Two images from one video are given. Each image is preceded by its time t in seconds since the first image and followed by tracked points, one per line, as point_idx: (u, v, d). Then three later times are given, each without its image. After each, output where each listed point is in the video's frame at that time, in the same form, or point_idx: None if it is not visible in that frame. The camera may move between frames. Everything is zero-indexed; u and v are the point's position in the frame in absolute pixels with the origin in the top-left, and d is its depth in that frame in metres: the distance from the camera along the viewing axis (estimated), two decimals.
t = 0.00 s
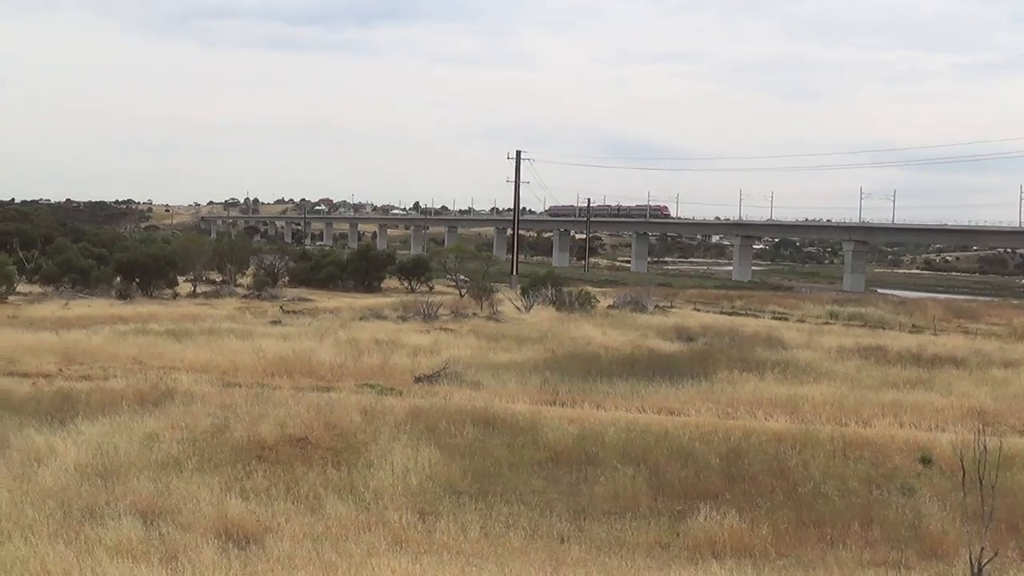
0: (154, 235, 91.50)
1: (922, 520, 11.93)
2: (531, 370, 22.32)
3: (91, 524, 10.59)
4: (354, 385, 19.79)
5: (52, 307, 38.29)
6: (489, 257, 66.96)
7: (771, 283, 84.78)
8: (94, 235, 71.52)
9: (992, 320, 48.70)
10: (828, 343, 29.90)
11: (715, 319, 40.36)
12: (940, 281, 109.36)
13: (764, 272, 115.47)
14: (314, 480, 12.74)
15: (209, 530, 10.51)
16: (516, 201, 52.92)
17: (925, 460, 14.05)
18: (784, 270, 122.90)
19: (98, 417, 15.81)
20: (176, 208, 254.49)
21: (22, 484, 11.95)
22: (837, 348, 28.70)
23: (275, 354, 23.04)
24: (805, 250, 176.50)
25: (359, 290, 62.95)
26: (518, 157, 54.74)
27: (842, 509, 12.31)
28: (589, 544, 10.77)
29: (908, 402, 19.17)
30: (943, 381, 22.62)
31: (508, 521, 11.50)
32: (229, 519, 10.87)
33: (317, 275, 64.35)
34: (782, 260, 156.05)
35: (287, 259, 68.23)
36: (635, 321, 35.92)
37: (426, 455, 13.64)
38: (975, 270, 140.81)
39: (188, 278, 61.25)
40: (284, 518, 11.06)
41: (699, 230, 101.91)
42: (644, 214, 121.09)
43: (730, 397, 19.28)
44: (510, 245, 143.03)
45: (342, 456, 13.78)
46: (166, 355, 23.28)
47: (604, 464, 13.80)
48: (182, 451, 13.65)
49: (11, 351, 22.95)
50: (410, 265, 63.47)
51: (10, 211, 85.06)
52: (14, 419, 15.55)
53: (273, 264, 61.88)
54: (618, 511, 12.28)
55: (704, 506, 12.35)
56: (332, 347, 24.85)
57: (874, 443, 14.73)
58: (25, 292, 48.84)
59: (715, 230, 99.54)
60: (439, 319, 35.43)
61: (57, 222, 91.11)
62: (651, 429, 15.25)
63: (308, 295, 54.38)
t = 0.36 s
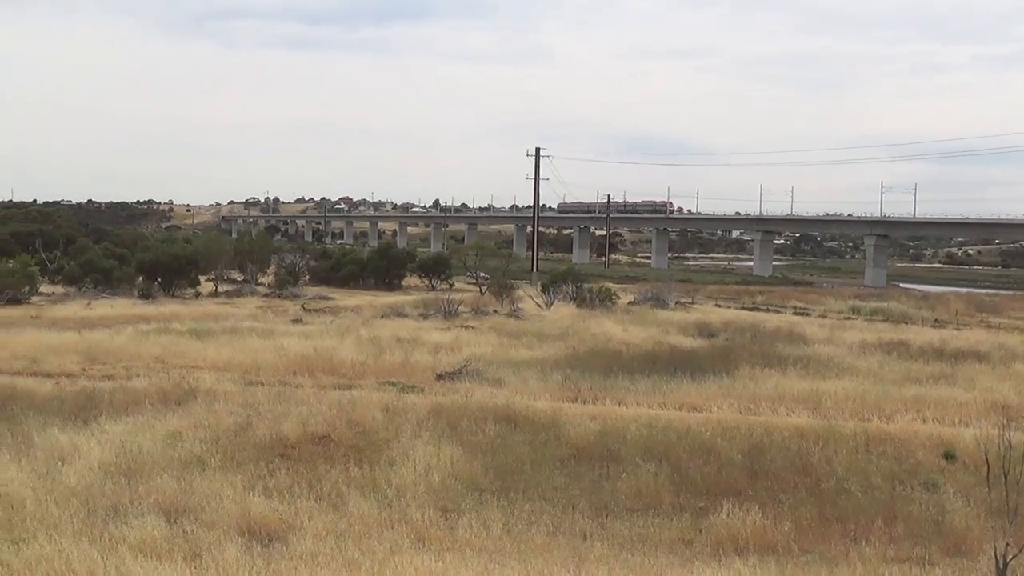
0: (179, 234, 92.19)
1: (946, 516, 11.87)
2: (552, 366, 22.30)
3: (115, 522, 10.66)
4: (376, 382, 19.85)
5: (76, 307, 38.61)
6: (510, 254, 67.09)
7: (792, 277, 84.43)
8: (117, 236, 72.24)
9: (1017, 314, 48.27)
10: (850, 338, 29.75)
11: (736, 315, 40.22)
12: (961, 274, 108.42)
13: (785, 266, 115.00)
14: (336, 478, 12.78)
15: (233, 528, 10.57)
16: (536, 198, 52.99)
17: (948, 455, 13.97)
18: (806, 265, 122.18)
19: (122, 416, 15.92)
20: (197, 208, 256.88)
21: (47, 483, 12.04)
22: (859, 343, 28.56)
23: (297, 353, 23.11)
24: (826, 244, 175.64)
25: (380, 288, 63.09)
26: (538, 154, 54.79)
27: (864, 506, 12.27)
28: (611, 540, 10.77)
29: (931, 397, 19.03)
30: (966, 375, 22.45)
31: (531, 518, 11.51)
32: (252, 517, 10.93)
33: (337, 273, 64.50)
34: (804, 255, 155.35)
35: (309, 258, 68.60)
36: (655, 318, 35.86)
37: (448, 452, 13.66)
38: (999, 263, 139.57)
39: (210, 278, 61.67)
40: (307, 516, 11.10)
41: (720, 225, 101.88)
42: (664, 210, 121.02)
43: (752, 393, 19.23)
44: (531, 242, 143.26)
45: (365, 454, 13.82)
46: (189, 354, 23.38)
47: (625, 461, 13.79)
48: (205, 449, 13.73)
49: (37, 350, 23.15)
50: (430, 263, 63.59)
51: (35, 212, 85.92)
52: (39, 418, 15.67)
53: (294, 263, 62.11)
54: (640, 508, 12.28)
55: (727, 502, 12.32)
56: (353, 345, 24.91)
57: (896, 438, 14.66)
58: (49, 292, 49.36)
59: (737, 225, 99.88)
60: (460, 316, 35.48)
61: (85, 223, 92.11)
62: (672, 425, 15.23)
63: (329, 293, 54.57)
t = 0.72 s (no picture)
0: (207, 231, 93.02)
1: (972, 516, 11.80)
2: (577, 364, 22.29)
3: (141, 518, 10.70)
4: (401, 380, 19.93)
5: (102, 303, 38.85)
6: (535, 251, 67.16)
7: (816, 276, 83.91)
8: (143, 234, 72.66)
9: None
10: (876, 338, 29.60)
11: (762, 313, 39.99)
12: (986, 274, 107.43)
13: (810, 265, 114.51)
14: (362, 474, 12.81)
15: (258, 524, 10.61)
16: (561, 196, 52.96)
17: (975, 455, 13.89)
18: (833, 264, 120.90)
19: (148, 412, 15.98)
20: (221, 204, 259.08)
21: (74, 478, 12.09)
22: (884, 342, 28.43)
23: (322, 350, 23.17)
24: (852, 243, 174.61)
25: (406, 285, 63.24)
26: (563, 152, 54.77)
27: (889, 506, 12.21)
28: (636, 539, 10.77)
29: (958, 396, 18.91)
30: (992, 375, 22.29)
31: (556, 516, 11.52)
32: (277, 514, 10.95)
33: (362, 271, 64.63)
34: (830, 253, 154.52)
35: (334, 254, 68.78)
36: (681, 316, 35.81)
37: (474, 450, 13.68)
38: None
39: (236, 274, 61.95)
40: (333, 513, 11.12)
41: (746, 224, 101.33)
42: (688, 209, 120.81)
43: (778, 392, 19.16)
44: (556, 239, 143.31)
45: (390, 451, 13.84)
46: (214, 350, 23.47)
47: (650, 459, 13.78)
48: (231, 445, 13.78)
49: (64, 346, 23.30)
50: (455, 260, 63.65)
51: (62, 208, 86.63)
52: (65, 413, 15.75)
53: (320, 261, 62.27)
54: (666, 506, 12.26)
55: (753, 501, 12.29)
56: (379, 342, 24.98)
57: (922, 438, 14.60)
58: (75, 288, 49.72)
59: (764, 223, 99.29)
60: (485, 314, 35.52)
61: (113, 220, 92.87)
62: (698, 424, 15.23)
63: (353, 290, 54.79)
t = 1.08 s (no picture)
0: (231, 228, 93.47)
1: (994, 520, 11.74)
2: (599, 364, 22.31)
3: (162, 515, 10.73)
4: (423, 379, 19.97)
5: (125, 300, 39.01)
6: (556, 250, 67.18)
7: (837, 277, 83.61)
8: (165, 231, 72.95)
9: None
10: (898, 340, 29.51)
11: (786, 315, 39.83)
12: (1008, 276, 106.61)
13: (831, 267, 114.01)
14: (383, 473, 12.83)
15: (280, 522, 10.63)
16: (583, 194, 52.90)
17: (997, 458, 13.85)
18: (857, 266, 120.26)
19: (170, 410, 16.03)
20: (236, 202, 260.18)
21: (96, 475, 12.13)
22: (907, 344, 28.34)
23: (344, 348, 23.23)
24: (875, 244, 173.80)
25: (427, 285, 63.30)
26: (585, 151, 54.68)
27: (910, 508, 12.18)
28: (657, 540, 10.76)
29: (981, 399, 18.83)
30: (1016, 378, 22.18)
31: (577, 517, 11.52)
32: (297, 512, 10.97)
33: (384, 270, 64.68)
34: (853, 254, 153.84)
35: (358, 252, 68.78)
36: (704, 317, 35.77)
37: (495, 449, 13.70)
38: None
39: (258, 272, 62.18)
40: (354, 511, 11.14)
41: (769, 225, 101.11)
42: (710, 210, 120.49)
43: (800, 394, 19.13)
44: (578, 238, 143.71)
45: (411, 450, 13.87)
46: (237, 348, 23.55)
47: (671, 459, 13.79)
48: (253, 443, 13.82)
49: (87, 343, 23.41)
50: (477, 260, 63.77)
51: (85, 206, 87.15)
52: (88, 410, 15.81)
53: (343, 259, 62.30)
54: (687, 507, 12.26)
55: (774, 503, 12.28)
56: (402, 341, 25.03)
57: (944, 441, 14.57)
58: (97, 286, 50.01)
59: (788, 224, 98.81)
60: (507, 313, 35.54)
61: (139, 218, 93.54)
62: (720, 424, 15.24)
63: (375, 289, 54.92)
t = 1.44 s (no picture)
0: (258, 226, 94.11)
1: (1021, 515, 11.66)
2: (621, 360, 22.31)
3: (187, 511, 10.77)
4: (447, 375, 20.03)
5: (149, 298, 39.17)
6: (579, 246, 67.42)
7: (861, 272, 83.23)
8: (189, 228, 73.42)
9: None
10: (922, 335, 29.37)
11: (809, 310, 39.65)
12: None
13: (855, 261, 113.43)
14: (408, 469, 12.85)
15: (304, 518, 10.67)
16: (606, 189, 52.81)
17: None
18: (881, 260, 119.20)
19: (194, 407, 16.11)
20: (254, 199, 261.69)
21: (123, 472, 12.20)
22: (931, 339, 28.19)
23: (367, 345, 23.27)
24: (900, 238, 172.63)
25: (450, 281, 63.61)
26: (607, 147, 54.53)
27: (936, 503, 12.11)
28: (681, 535, 10.75)
29: (1007, 394, 18.69)
30: None
31: (601, 513, 11.52)
32: (322, 509, 11.00)
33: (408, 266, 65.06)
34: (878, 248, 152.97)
35: (380, 250, 68.84)
36: (728, 312, 35.70)
37: (519, 446, 13.73)
38: None
39: (283, 270, 62.59)
40: (379, 507, 11.16)
41: (792, 219, 100.72)
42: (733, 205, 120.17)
43: (824, 388, 19.08)
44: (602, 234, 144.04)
45: (435, 446, 13.90)
46: (261, 345, 23.63)
47: (695, 455, 13.79)
48: (277, 439, 13.88)
49: (112, 340, 23.54)
50: (500, 256, 64.25)
51: (109, 203, 87.60)
52: (114, 407, 15.91)
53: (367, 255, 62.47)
54: (711, 503, 12.24)
55: (798, 498, 12.24)
56: (425, 337, 25.09)
57: (968, 436, 14.53)
58: (121, 283, 50.34)
59: (812, 218, 97.94)
60: (530, 309, 35.56)
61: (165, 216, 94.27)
62: (743, 421, 15.23)
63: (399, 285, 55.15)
